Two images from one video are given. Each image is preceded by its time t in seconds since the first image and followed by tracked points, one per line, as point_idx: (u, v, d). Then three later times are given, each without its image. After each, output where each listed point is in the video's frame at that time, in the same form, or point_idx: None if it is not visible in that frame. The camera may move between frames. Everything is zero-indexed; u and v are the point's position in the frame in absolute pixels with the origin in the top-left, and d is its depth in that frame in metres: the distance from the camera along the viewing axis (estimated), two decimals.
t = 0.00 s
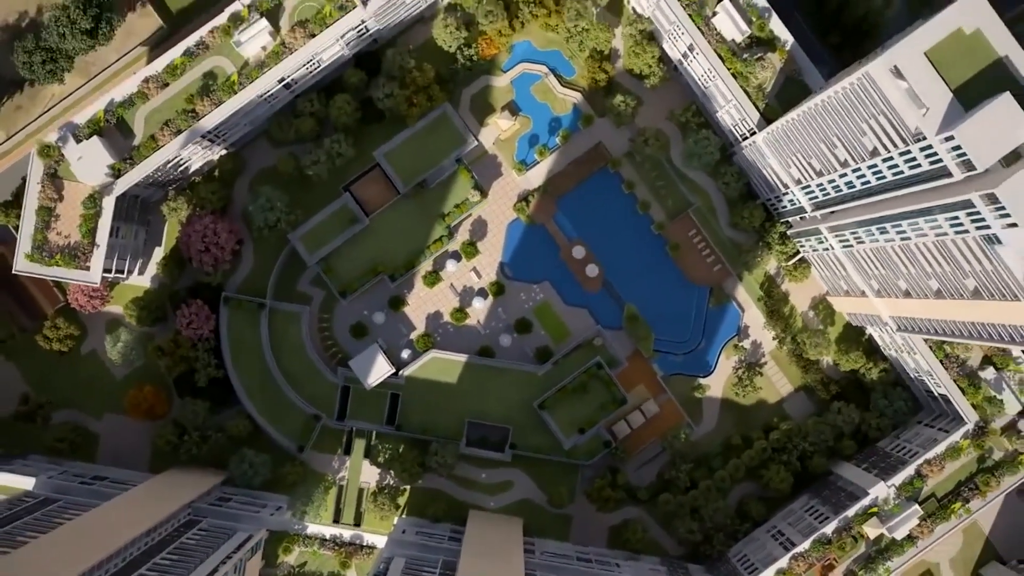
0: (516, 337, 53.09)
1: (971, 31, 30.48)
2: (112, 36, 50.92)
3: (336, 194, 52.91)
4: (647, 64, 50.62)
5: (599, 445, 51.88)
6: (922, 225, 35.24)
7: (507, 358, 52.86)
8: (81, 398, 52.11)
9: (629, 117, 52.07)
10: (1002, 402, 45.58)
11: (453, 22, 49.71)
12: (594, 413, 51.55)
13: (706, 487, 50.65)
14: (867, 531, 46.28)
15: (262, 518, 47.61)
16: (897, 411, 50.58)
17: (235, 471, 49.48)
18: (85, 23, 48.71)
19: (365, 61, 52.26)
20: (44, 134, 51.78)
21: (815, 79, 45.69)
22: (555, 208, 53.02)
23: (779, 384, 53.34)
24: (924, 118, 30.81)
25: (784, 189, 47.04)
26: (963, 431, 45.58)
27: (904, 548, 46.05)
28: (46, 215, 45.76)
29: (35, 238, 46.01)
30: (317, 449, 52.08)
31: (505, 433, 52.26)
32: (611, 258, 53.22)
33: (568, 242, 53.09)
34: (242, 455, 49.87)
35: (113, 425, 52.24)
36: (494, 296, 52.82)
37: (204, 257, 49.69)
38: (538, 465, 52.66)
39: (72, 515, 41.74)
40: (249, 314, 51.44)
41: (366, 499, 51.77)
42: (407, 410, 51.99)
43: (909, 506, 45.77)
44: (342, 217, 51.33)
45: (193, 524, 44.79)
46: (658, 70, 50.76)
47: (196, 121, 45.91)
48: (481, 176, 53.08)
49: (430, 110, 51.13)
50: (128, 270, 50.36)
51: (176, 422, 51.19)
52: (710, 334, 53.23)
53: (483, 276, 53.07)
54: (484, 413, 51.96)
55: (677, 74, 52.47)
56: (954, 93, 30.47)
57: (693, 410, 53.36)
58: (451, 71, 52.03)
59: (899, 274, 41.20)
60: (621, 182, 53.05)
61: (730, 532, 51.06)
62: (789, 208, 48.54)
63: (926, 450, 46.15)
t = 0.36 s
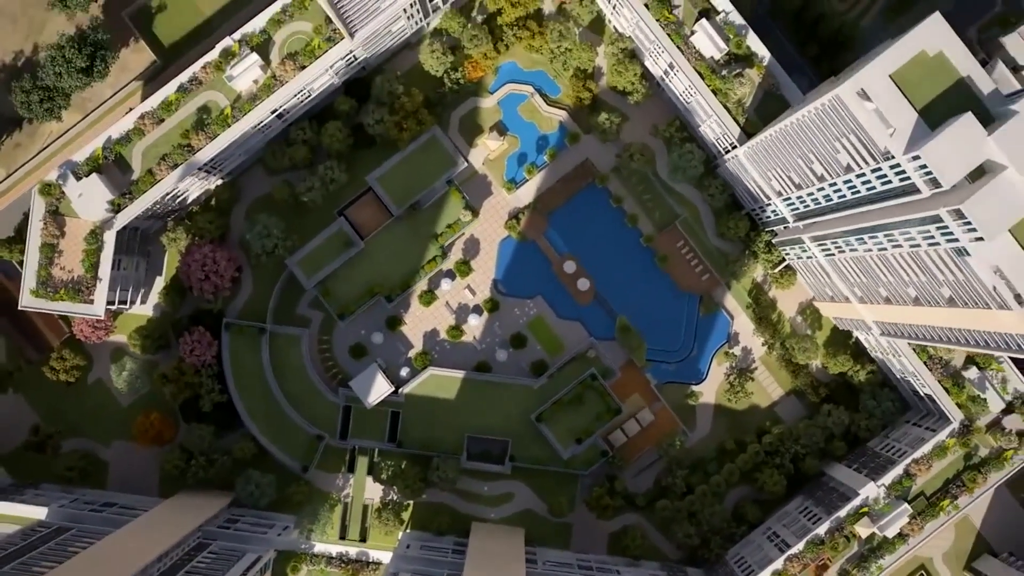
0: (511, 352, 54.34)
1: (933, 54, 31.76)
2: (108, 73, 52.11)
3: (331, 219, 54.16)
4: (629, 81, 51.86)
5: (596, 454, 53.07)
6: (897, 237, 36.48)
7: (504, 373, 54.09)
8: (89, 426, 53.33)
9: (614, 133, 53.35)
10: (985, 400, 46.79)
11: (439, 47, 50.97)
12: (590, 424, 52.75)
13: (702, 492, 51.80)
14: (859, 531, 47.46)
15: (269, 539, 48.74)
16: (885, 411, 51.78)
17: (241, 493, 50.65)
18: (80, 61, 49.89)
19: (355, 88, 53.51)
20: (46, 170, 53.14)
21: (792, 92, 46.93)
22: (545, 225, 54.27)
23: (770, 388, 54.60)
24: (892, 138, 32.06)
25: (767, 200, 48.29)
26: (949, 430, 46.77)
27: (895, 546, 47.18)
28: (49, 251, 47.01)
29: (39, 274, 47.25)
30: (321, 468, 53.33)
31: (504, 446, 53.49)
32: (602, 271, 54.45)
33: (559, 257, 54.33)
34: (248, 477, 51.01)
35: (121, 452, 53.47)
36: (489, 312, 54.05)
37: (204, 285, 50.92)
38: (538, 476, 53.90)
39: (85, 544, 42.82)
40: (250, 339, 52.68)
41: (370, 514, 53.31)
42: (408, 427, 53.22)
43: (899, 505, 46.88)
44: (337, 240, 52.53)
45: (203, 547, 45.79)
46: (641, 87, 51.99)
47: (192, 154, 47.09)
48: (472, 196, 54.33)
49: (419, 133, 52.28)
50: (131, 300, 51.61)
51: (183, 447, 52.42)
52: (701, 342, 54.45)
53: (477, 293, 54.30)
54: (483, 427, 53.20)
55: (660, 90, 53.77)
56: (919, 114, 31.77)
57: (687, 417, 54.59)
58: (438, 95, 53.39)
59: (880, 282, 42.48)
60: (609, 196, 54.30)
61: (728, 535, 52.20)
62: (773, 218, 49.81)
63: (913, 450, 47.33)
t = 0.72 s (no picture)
0: (509, 365, 55.46)
1: (903, 73, 32.93)
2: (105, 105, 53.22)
3: (328, 240, 55.28)
4: (616, 97, 52.95)
5: (594, 463, 54.13)
6: (876, 247, 37.60)
7: (501, 386, 55.20)
8: (97, 451, 54.44)
9: (602, 148, 54.52)
10: (971, 399, 47.95)
11: (429, 69, 52.04)
12: (588, 433, 53.84)
13: (700, 497, 52.82)
14: (853, 531, 48.62)
15: (277, 557, 49.32)
16: (876, 412, 52.89)
17: (249, 512, 51.69)
18: (77, 95, 50.99)
19: (347, 111, 54.66)
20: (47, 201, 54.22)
21: (774, 104, 48.15)
22: (537, 239, 55.44)
23: (763, 392, 55.72)
24: (866, 155, 33.18)
25: (753, 210, 49.44)
26: (937, 430, 47.90)
27: (889, 544, 48.32)
28: (53, 283, 48.15)
29: (44, 306, 48.41)
30: (326, 484, 54.46)
31: (504, 457, 54.62)
32: (594, 282, 55.61)
33: (553, 270, 55.48)
34: (254, 496, 51.99)
35: (129, 474, 54.57)
36: (485, 327, 55.17)
37: (205, 310, 52.01)
38: (538, 485, 55.01)
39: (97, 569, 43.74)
40: (252, 360, 53.82)
41: (375, 528, 54.29)
42: (409, 442, 54.34)
43: (891, 505, 47.89)
44: (335, 261, 53.67)
45: (211, 569, 46.51)
46: (627, 102, 53.13)
47: (190, 183, 48.23)
48: (465, 213, 55.47)
49: (412, 154, 53.36)
50: (134, 327, 52.72)
51: (190, 468, 53.50)
52: (694, 349, 55.57)
53: (473, 308, 55.43)
54: (482, 440, 54.32)
55: (646, 104, 54.94)
56: (891, 131, 32.92)
57: (683, 423, 55.68)
58: (429, 116, 54.30)
59: (863, 289, 43.61)
60: (600, 209, 55.48)
61: (726, 538, 53.25)
62: (759, 227, 50.99)
63: (904, 450, 48.43)
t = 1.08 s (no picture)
0: (507, 376, 56.47)
1: (880, 89, 34.03)
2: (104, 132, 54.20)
3: (326, 258, 56.28)
4: (604, 110, 53.94)
5: (593, 470, 55.19)
6: (860, 256, 38.60)
7: (501, 396, 56.21)
8: (105, 472, 55.43)
9: (593, 160, 55.58)
10: (960, 399, 48.99)
11: (420, 88, 53.07)
12: (586, 441, 54.95)
13: (698, 501, 53.74)
14: (848, 530, 49.65)
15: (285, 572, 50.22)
16: (869, 412, 53.88)
17: (255, 528, 52.64)
18: (76, 123, 51.91)
19: (342, 131, 55.65)
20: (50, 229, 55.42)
21: (759, 115, 49.08)
22: (532, 251, 56.46)
23: (758, 396, 56.73)
24: (845, 170, 34.22)
25: (742, 219, 50.44)
26: (928, 430, 48.88)
27: (883, 543, 49.35)
28: (58, 309, 49.17)
29: (50, 332, 49.42)
30: (330, 498, 55.41)
31: (505, 466, 55.61)
32: (589, 292, 56.64)
33: (548, 281, 56.49)
34: (260, 512, 52.92)
35: (137, 493, 55.54)
36: (483, 339, 56.17)
37: (208, 330, 52.99)
38: (539, 493, 56.00)
39: None
40: (255, 378, 54.82)
41: (380, 540, 55.24)
42: (412, 454, 55.34)
43: (884, 504, 48.86)
44: (334, 279, 54.74)
45: None
46: (615, 115, 54.13)
47: (190, 208, 49.20)
48: (460, 229, 56.47)
49: (406, 172, 54.37)
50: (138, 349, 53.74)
51: (197, 486, 54.46)
52: (688, 355, 56.57)
53: (471, 321, 56.44)
54: (483, 451, 55.35)
55: (635, 116, 55.94)
56: (869, 146, 33.97)
57: (680, 428, 56.65)
58: (422, 134, 55.24)
59: (850, 295, 44.61)
60: (592, 221, 56.54)
61: (725, 540, 54.23)
62: (749, 235, 52.03)
63: (896, 450, 49.40)
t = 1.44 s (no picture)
0: (506, 385, 57.30)
1: (862, 103, 34.91)
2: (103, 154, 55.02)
3: (325, 272, 57.09)
4: (596, 122, 54.71)
5: (593, 476, 55.83)
6: (848, 264, 39.40)
7: (500, 406, 56.98)
8: (112, 488, 56.27)
9: (585, 171, 56.47)
10: (952, 399, 49.71)
11: (414, 104, 53.90)
12: (586, 447, 55.60)
13: (697, 504, 54.55)
14: (845, 530, 50.32)
15: None
16: (863, 413, 54.65)
17: (261, 541, 53.42)
18: (76, 147, 52.68)
19: (338, 148, 56.50)
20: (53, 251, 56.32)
21: (748, 124, 49.81)
22: (528, 262, 57.25)
23: (753, 399, 57.55)
24: (830, 182, 35.04)
25: (733, 226, 51.24)
26: (921, 430, 49.58)
27: (879, 542, 50.16)
28: (63, 331, 50.01)
29: (55, 353, 50.24)
30: (335, 509, 56.18)
31: (506, 474, 56.35)
32: (585, 301, 57.47)
33: (544, 291, 57.30)
34: (266, 525, 53.69)
35: (144, 509, 56.38)
36: (482, 349, 56.98)
37: (210, 347, 53.78)
38: (540, 500, 56.80)
39: None
40: (257, 393, 55.60)
41: (384, 549, 56.25)
42: (413, 464, 56.12)
43: (879, 504, 49.62)
44: (333, 294, 55.50)
45: None
46: (607, 126, 54.96)
47: (190, 229, 49.97)
48: (457, 241, 57.30)
49: (402, 187, 55.15)
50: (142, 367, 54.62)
51: (203, 500, 55.30)
52: (684, 360, 57.41)
53: (469, 332, 57.25)
54: (484, 459, 56.06)
55: (626, 127, 56.80)
56: (853, 159, 34.80)
57: (677, 433, 57.48)
58: (417, 148, 56.08)
59: (841, 301, 45.40)
60: (586, 230, 57.37)
61: (724, 542, 55.08)
62: (741, 241, 52.88)
63: (890, 450, 50.19)
